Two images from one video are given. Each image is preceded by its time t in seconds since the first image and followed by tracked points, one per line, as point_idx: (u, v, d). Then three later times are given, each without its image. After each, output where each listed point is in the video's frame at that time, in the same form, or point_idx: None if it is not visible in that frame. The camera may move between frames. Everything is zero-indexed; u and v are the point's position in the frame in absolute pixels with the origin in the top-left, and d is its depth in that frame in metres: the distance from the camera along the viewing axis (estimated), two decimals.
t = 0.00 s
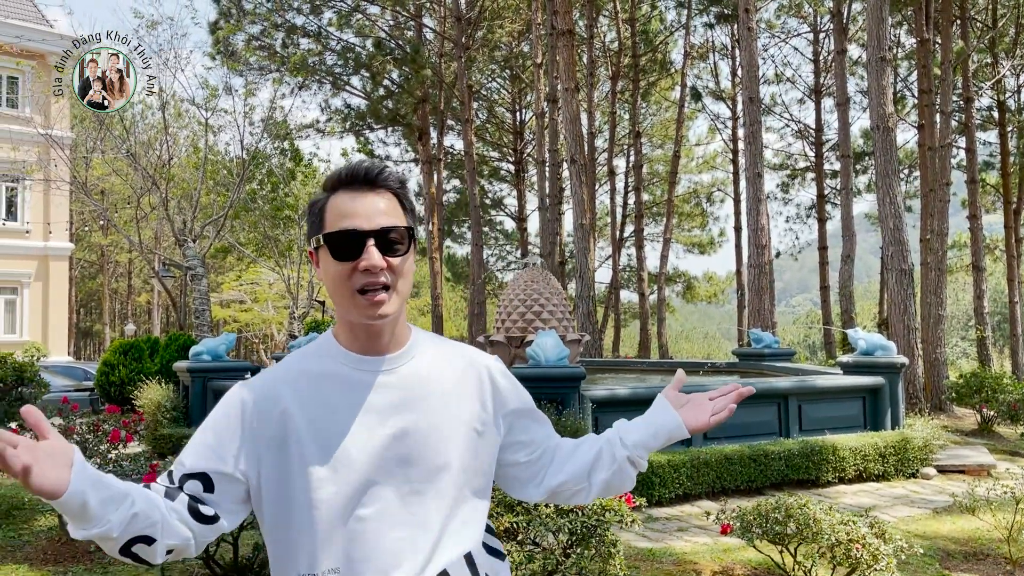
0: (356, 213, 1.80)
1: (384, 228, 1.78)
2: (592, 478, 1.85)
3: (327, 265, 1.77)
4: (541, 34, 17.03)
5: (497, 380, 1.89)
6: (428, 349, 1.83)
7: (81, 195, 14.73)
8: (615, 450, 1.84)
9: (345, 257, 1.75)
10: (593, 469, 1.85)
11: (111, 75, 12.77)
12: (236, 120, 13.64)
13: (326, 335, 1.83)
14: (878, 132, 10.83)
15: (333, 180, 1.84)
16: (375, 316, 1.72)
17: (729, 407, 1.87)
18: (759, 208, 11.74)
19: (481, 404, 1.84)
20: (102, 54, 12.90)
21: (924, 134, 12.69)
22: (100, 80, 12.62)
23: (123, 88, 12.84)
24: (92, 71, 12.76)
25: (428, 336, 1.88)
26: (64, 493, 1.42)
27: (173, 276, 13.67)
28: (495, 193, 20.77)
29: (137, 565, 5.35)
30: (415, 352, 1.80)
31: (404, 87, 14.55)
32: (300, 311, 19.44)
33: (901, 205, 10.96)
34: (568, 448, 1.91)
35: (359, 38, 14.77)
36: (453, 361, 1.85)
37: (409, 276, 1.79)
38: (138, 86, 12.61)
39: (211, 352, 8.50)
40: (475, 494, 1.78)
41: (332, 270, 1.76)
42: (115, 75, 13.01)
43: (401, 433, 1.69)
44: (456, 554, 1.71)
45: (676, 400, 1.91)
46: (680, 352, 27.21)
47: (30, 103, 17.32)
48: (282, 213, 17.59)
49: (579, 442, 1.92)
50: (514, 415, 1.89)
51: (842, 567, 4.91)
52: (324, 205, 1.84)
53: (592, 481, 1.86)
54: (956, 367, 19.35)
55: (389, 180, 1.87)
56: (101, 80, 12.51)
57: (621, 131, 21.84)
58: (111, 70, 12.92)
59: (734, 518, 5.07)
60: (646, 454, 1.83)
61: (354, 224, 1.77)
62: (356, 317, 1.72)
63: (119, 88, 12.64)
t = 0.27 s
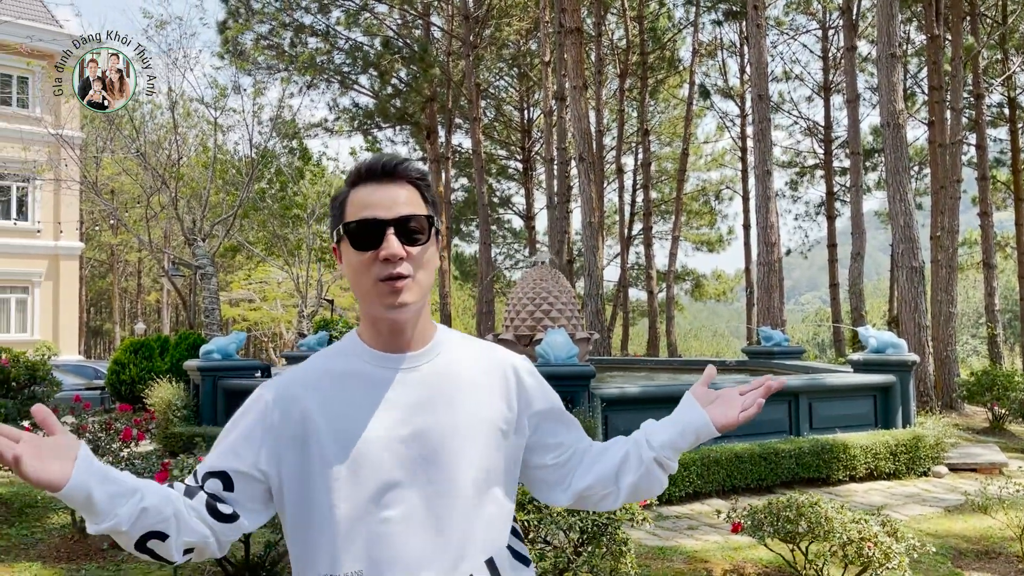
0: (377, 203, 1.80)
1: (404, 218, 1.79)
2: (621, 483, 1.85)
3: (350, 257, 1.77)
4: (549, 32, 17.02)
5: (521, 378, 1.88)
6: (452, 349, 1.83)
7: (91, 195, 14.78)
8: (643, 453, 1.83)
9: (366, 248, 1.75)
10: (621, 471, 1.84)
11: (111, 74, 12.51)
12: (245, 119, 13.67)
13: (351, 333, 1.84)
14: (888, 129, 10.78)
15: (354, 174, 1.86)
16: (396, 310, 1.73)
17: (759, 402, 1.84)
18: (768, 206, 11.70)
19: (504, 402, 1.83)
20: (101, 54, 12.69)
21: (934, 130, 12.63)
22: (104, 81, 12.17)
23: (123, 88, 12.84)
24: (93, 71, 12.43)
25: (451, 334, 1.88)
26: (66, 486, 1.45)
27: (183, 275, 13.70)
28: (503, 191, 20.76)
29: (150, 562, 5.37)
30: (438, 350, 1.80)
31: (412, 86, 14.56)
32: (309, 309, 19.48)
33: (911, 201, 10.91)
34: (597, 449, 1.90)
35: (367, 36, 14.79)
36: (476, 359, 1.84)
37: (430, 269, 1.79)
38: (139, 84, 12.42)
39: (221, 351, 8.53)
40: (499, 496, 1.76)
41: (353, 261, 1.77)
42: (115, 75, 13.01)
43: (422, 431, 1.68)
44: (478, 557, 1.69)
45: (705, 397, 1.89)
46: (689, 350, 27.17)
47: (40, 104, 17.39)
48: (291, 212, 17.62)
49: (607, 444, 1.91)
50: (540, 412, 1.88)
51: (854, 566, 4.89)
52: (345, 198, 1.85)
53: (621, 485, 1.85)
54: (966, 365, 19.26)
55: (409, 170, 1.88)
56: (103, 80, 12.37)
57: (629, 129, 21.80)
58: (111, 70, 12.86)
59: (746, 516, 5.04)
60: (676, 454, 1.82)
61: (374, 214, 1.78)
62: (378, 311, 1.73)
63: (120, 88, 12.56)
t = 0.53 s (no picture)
0: (431, 207, 1.68)
1: (460, 228, 1.67)
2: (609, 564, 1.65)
3: (399, 264, 1.65)
4: (555, 30, 17.02)
5: (567, 395, 1.74)
6: (503, 359, 1.71)
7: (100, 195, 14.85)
8: (641, 552, 1.60)
9: (416, 256, 1.63)
10: (615, 554, 1.64)
11: (111, 75, 12.68)
12: (252, 118, 13.71)
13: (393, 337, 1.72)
14: (896, 126, 10.73)
15: (407, 173, 1.72)
16: (446, 319, 1.61)
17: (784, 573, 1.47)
18: (776, 203, 11.66)
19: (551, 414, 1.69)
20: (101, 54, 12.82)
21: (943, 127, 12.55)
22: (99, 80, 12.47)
23: (122, 88, 12.85)
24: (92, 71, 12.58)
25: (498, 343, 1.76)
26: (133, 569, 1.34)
27: (191, 273, 13.76)
28: (510, 190, 20.77)
29: (159, 560, 5.38)
30: (488, 358, 1.68)
31: (419, 85, 14.58)
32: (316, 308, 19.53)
33: (919, 198, 10.84)
34: (599, 518, 1.69)
35: (373, 35, 14.82)
36: (525, 367, 1.72)
37: (482, 281, 1.68)
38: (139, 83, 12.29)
39: (229, 350, 8.55)
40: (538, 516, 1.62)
41: (403, 270, 1.65)
42: (115, 75, 13.04)
43: (468, 441, 1.55)
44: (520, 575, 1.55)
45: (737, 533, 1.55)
46: (697, 348, 27.14)
47: (49, 104, 17.48)
48: (298, 210, 17.66)
49: (618, 518, 1.70)
50: (584, 437, 1.73)
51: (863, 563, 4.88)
52: (396, 200, 1.72)
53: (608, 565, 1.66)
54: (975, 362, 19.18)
55: (467, 174, 1.75)
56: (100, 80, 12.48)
57: (636, 127, 21.77)
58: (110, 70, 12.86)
59: (756, 512, 5.04)
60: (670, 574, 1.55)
61: (426, 221, 1.66)
62: (426, 319, 1.61)
63: (119, 88, 12.61)
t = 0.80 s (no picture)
0: (508, 195, 1.65)
1: (540, 219, 1.64)
2: None
3: (474, 248, 1.63)
4: (559, 28, 17.00)
5: (627, 410, 1.70)
6: (567, 364, 1.68)
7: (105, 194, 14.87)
8: None
9: (492, 244, 1.61)
10: None
11: (111, 75, 12.26)
12: (256, 117, 13.71)
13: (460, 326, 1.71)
14: (901, 123, 10.69)
15: (492, 159, 1.70)
16: (516, 316, 1.59)
17: None
18: (781, 200, 11.64)
19: (610, 424, 1.66)
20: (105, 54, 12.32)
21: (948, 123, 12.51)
22: (99, 80, 12.09)
23: (124, 88, 12.83)
24: (93, 71, 12.04)
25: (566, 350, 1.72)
26: None
27: (196, 273, 13.78)
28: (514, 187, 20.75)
29: (166, 557, 5.39)
30: (553, 363, 1.65)
31: (423, 83, 14.58)
32: (321, 306, 19.57)
33: (925, 195, 10.82)
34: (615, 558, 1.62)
35: (377, 33, 14.81)
36: (589, 374, 1.68)
37: (556, 277, 1.65)
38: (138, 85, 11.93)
39: (234, 348, 8.57)
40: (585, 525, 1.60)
41: (476, 256, 1.62)
42: (115, 75, 13.02)
43: (523, 448, 1.54)
44: None
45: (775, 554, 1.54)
46: (702, 346, 27.12)
47: (54, 103, 17.51)
48: (302, 209, 17.68)
49: (636, 563, 1.64)
50: (637, 457, 1.69)
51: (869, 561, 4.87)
52: (478, 185, 1.71)
53: None
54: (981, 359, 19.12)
55: (553, 168, 1.72)
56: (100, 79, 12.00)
57: (640, 124, 21.73)
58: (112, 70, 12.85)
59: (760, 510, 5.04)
60: None
61: (507, 209, 1.64)
62: (496, 312, 1.59)
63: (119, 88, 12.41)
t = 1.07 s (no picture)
0: (561, 197, 1.69)
1: (596, 220, 1.67)
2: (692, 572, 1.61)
3: (526, 243, 1.65)
4: (560, 25, 16.97)
5: (672, 415, 1.69)
6: (608, 368, 1.69)
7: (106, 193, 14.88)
8: (735, 559, 1.56)
9: (546, 241, 1.63)
10: (708, 568, 1.59)
11: (112, 74, 12.52)
12: (256, 115, 13.71)
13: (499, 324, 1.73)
14: (902, 118, 10.66)
15: (548, 151, 1.73)
16: (564, 316, 1.61)
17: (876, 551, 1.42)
18: (782, 196, 11.62)
19: (654, 427, 1.65)
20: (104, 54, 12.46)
21: (949, 119, 12.48)
22: (99, 80, 12.21)
23: (123, 87, 12.93)
24: (92, 71, 12.28)
25: (608, 357, 1.74)
26: (293, 536, 1.33)
27: (197, 271, 13.78)
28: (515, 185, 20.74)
29: (167, 555, 5.40)
30: (592, 366, 1.67)
31: (423, 80, 14.57)
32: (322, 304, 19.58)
33: (925, 191, 10.80)
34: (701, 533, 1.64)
35: (377, 31, 14.79)
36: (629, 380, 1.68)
37: (604, 278, 1.68)
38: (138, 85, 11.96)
39: (235, 346, 8.59)
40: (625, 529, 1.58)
41: (527, 254, 1.65)
42: (115, 75, 13.02)
43: (561, 449, 1.53)
44: None
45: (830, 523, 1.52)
46: (703, 342, 27.11)
47: (54, 102, 17.52)
48: (303, 207, 17.69)
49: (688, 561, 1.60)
50: (687, 462, 1.68)
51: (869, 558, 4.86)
52: (531, 179, 1.73)
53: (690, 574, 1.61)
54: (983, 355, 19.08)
55: (603, 170, 1.76)
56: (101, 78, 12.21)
57: (641, 121, 21.69)
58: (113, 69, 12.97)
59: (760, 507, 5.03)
60: None
61: (562, 207, 1.67)
62: (545, 311, 1.61)
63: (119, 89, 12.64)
